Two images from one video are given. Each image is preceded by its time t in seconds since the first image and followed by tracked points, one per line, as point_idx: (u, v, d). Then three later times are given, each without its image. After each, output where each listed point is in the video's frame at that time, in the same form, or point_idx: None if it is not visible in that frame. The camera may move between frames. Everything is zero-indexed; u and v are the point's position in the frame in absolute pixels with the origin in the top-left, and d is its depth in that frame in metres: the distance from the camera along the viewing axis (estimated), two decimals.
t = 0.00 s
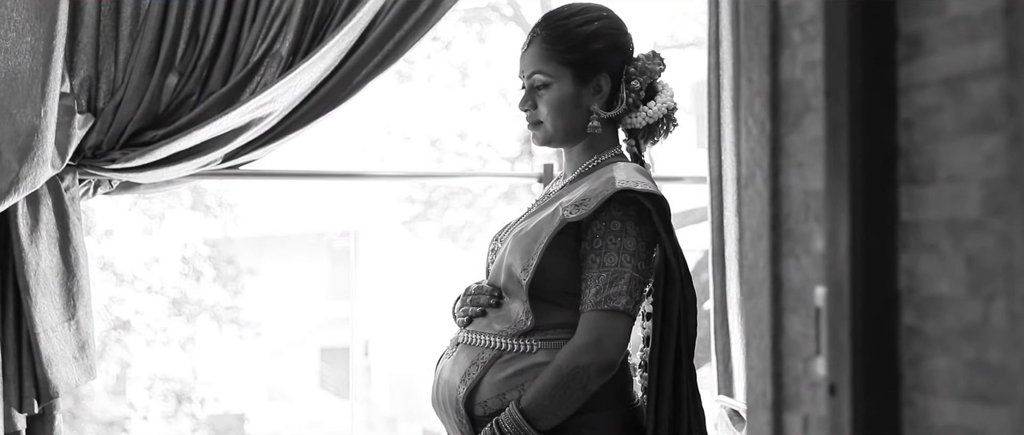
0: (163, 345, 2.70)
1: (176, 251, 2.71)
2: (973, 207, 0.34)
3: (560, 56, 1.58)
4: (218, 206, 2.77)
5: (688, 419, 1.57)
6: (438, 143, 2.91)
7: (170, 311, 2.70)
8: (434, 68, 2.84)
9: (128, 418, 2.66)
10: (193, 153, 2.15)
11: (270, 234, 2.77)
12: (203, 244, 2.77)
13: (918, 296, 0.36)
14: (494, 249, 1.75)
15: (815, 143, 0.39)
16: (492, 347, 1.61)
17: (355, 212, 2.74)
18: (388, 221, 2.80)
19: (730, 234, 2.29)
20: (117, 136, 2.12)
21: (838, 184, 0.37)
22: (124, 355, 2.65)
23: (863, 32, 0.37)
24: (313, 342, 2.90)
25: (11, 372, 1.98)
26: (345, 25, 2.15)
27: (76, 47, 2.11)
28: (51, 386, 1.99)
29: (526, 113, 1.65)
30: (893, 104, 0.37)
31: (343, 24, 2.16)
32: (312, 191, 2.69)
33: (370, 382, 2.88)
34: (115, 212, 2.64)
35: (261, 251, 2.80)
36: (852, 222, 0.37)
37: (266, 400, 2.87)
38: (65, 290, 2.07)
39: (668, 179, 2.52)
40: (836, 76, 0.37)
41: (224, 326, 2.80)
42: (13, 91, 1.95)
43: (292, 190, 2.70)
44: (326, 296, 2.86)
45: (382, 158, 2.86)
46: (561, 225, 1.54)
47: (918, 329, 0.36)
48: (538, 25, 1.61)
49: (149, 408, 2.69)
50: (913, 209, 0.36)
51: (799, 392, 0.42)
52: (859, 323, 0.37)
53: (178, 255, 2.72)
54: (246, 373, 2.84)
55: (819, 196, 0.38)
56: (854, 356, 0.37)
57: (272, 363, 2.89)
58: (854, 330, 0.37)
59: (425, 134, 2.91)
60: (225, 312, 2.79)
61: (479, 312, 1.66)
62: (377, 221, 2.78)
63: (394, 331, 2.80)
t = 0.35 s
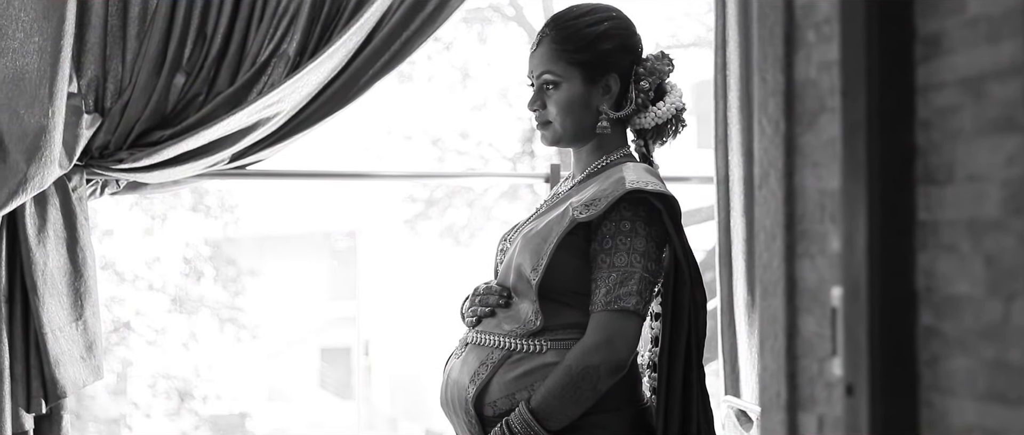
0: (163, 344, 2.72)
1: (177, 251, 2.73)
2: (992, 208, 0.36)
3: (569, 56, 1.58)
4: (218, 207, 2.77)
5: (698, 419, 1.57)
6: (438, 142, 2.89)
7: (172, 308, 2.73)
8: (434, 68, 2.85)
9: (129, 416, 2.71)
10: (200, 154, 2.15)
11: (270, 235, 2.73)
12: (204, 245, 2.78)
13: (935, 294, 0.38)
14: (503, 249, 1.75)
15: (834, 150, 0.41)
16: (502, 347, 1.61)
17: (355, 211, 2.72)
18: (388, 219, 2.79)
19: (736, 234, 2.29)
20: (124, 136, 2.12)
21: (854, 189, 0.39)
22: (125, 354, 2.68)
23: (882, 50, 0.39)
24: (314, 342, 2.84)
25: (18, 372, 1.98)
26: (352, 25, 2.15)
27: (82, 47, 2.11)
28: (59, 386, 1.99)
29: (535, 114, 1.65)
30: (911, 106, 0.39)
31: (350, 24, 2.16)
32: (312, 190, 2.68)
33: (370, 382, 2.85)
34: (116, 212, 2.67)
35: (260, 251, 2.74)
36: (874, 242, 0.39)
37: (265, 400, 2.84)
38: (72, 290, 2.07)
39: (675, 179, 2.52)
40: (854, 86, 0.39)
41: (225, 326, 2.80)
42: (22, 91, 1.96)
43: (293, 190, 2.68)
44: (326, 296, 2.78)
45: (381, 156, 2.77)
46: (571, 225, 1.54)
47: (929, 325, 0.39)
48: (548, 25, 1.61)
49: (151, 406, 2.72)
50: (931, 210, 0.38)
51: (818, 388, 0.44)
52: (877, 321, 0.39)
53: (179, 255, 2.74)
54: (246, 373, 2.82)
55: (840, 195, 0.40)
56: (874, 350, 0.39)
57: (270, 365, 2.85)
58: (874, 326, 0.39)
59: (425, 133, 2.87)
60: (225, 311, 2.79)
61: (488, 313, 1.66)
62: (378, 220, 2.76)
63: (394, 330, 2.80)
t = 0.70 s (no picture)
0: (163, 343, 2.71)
1: (177, 251, 2.71)
2: (1010, 209, 0.33)
3: (577, 57, 1.58)
4: (219, 209, 2.80)
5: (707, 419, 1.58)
6: (440, 141, 2.92)
7: (172, 306, 2.70)
8: (435, 69, 2.84)
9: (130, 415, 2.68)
10: (206, 154, 2.15)
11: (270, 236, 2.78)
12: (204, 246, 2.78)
13: (951, 296, 0.35)
14: (511, 250, 1.76)
15: (846, 152, 0.36)
16: (510, 348, 1.62)
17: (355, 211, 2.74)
18: (388, 219, 2.80)
19: (742, 234, 2.29)
20: (131, 136, 2.12)
21: (870, 186, 0.35)
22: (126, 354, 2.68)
23: (898, 53, 0.35)
24: (314, 342, 2.88)
25: (25, 372, 1.98)
26: (358, 25, 2.15)
27: (89, 47, 2.11)
28: (65, 387, 1.99)
29: (543, 114, 1.65)
30: (927, 106, 0.36)
31: (356, 25, 2.16)
32: (313, 191, 2.73)
33: (370, 382, 2.78)
34: (116, 213, 2.63)
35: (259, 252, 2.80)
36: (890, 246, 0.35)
37: (266, 400, 2.83)
38: (79, 290, 2.07)
39: (683, 179, 2.51)
40: (870, 93, 0.35)
41: (226, 325, 2.80)
42: (27, 91, 1.95)
43: (293, 191, 2.73)
44: (326, 296, 2.83)
45: (383, 156, 2.82)
46: (579, 226, 1.55)
47: (944, 326, 0.35)
48: (555, 25, 1.61)
49: (152, 406, 2.68)
50: (947, 210, 0.35)
51: (832, 387, 0.38)
52: (895, 325, 0.35)
53: (179, 256, 2.71)
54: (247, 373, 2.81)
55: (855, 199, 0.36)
56: (891, 356, 0.35)
57: (270, 365, 2.85)
58: (890, 324, 0.35)
59: (426, 133, 2.90)
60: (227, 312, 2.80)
61: (496, 313, 1.66)
62: (379, 219, 2.78)
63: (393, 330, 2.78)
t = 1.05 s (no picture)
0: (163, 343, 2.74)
1: (176, 252, 2.73)
2: None
3: (586, 57, 1.58)
4: (221, 210, 2.73)
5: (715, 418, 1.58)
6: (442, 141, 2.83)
7: (171, 308, 2.73)
8: (435, 69, 2.81)
9: (130, 416, 2.72)
10: (212, 154, 2.15)
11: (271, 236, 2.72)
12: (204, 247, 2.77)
13: (971, 297, 0.20)
14: (520, 249, 1.77)
15: (864, 155, 0.22)
16: (518, 348, 1.62)
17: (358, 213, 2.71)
18: (391, 219, 2.77)
19: (749, 234, 2.28)
20: (138, 136, 2.12)
21: (884, 192, 0.21)
22: (127, 354, 2.71)
23: (917, 25, 0.21)
24: (313, 343, 2.79)
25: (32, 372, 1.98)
26: (364, 25, 2.15)
27: (96, 47, 2.11)
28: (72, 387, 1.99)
29: (552, 114, 1.65)
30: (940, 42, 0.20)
31: (362, 25, 2.16)
32: (319, 191, 2.70)
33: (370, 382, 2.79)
34: (117, 214, 2.66)
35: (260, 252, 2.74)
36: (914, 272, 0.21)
37: (265, 400, 2.81)
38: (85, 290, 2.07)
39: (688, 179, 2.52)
40: (883, 77, 0.22)
41: (225, 327, 2.79)
42: (34, 91, 1.95)
43: (297, 190, 2.69)
44: (325, 297, 2.75)
45: (384, 157, 2.75)
46: (588, 226, 1.55)
47: (960, 326, 0.20)
48: (565, 26, 1.61)
49: (153, 406, 2.73)
50: (968, 205, 0.20)
51: (845, 391, 0.24)
52: (911, 333, 0.21)
53: (179, 257, 2.74)
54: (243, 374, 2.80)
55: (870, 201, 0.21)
56: (907, 365, 0.21)
57: (270, 365, 2.81)
58: (909, 330, 0.21)
59: (427, 132, 2.81)
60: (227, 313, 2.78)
61: (504, 313, 1.66)
62: (378, 222, 2.75)
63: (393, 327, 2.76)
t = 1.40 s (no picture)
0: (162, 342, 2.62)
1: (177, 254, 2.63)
2: None
3: (595, 58, 1.58)
4: (222, 210, 2.71)
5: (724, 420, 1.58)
6: (443, 141, 2.92)
7: (172, 311, 2.62)
8: (436, 69, 2.85)
9: (129, 418, 2.54)
10: (220, 155, 2.14)
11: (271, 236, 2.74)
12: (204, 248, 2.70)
13: (989, 298, 0.20)
14: (528, 250, 1.78)
15: (879, 155, 0.23)
16: (527, 348, 1.62)
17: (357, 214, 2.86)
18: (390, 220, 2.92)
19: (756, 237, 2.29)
20: (144, 137, 2.12)
21: (901, 196, 0.22)
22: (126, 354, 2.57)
23: (934, 30, 0.22)
24: (312, 343, 2.90)
25: (39, 373, 1.98)
26: (371, 26, 2.15)
27: (102, 48, 2.11)
28: (79, 388, 1.99)
29: (560, 115, 1.66)
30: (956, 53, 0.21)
31: (369, 25, 2.15)
32: (317, 193, 2.74)
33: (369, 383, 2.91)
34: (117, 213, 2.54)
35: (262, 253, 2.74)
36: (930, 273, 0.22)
37: (264, 401, 2.81)
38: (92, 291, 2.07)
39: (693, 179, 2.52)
40: (901, 77, 0.22)
41: (226, 330, 2.73)
42: (41, 92, 1.95)
43: (298, 191, 2.73)
44: (325, 297, 2.92)
45: (387, 157, 2.82)
46: (597, 227, 1.56)
47: (977, 327, 0.21)
48: (573, 27, 1.61)
49: (153, 408, 2.56)
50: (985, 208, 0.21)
51: (861, 390, 0.24)
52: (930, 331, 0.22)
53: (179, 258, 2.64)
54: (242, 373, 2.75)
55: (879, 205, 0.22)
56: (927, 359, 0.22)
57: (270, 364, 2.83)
58: (925, 329, 0.22)
59: (429, 133, 2.92)
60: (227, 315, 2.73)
61: (513, 314, 1.66)
62: (377, 223, 2.90)
63: (388, 327, 2.91)
